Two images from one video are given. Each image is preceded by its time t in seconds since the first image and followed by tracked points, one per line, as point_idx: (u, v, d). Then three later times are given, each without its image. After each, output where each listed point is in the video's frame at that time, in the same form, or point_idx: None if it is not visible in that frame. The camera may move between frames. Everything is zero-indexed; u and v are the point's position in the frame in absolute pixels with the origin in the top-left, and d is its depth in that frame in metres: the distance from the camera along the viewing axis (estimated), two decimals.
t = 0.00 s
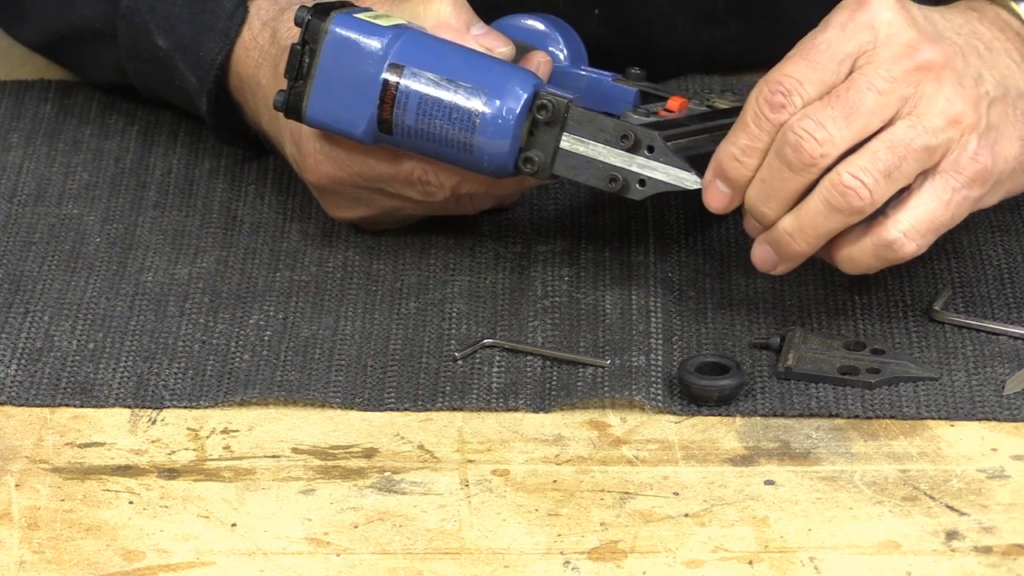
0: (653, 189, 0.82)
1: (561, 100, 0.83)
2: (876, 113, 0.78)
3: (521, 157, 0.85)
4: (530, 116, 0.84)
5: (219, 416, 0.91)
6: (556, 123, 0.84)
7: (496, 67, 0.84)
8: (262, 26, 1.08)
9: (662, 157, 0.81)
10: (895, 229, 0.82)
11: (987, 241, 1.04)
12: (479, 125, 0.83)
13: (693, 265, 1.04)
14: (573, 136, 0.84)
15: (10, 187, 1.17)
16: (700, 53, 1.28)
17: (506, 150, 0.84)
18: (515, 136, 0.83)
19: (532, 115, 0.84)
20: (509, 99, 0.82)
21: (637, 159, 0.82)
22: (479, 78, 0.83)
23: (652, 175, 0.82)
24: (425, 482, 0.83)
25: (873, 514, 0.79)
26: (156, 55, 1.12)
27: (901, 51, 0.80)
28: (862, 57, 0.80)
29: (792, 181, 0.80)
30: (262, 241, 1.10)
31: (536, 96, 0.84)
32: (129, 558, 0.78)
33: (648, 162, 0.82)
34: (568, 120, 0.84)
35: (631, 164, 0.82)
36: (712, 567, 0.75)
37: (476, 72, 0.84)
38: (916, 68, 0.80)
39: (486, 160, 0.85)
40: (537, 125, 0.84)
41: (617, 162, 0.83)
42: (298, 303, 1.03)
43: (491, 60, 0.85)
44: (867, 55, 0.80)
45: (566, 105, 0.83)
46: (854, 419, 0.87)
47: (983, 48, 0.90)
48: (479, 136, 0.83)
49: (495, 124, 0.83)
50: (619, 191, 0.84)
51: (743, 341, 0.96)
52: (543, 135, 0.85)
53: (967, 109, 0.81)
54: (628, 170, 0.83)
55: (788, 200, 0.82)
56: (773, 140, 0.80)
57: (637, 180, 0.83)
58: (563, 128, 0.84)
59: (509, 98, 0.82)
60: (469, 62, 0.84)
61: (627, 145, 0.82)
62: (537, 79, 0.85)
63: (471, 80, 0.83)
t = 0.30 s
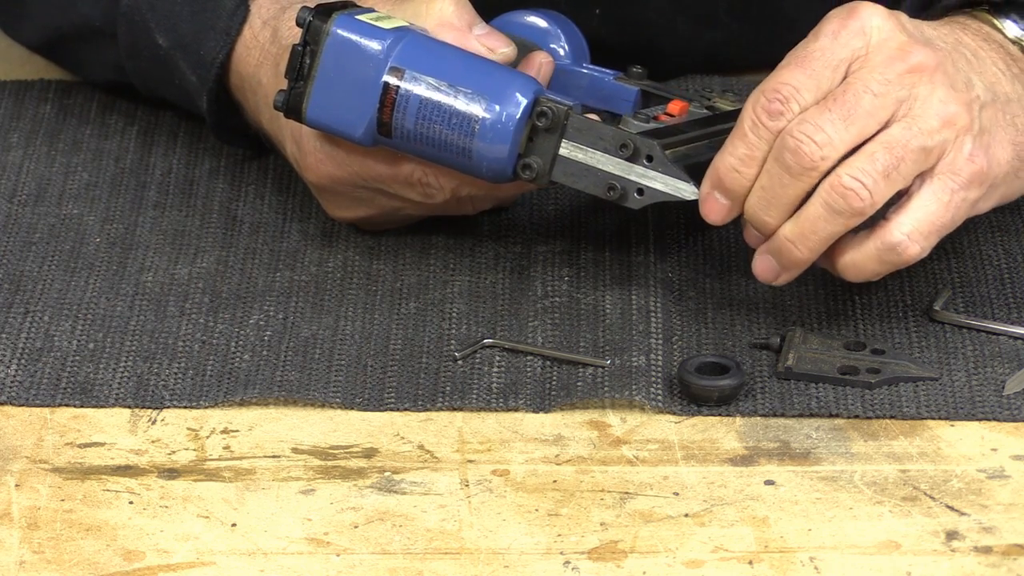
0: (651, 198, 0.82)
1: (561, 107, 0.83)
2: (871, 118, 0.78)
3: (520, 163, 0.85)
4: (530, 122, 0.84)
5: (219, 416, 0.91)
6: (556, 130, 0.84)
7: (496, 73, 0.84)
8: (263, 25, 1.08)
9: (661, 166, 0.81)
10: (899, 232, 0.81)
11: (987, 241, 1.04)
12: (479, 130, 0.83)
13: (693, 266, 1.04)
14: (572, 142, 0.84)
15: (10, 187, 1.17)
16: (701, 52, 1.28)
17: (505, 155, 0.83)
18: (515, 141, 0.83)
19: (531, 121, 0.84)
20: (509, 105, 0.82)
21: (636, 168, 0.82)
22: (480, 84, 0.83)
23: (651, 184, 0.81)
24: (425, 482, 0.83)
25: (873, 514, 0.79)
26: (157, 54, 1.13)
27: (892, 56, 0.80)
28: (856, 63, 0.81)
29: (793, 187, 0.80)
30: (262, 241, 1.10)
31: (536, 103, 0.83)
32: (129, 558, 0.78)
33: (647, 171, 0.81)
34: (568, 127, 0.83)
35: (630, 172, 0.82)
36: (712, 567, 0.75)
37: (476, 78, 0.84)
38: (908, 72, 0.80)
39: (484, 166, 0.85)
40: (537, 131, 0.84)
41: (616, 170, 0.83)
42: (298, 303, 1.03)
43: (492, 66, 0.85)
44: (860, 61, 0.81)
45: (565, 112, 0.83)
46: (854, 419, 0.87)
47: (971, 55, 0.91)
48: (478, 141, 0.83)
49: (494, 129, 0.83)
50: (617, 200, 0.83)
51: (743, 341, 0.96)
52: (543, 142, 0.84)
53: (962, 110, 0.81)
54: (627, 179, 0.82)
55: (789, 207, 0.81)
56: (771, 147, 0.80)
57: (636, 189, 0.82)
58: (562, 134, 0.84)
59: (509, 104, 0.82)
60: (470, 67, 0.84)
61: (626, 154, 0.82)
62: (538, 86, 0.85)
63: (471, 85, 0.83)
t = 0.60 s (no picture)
0: (653, 186, 0.82)
1: (562, 96, 0.83)
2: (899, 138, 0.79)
3: (522, 153, 0.85)
4: (531, 112, 0.84)
5: (219, 416, 0.91)
6: (557, 120, 0.84)
7: (497, 63, 0.84)
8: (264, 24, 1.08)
9: (663, 154, 0.81)
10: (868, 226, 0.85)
11: (987, 241, 1.04)
12: (480, 120, 0.83)
13: (693, 265, 1.04)
14: (573, 132, 0.84)
15: (10, 187, 1.17)
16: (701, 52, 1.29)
17: (507, 146, 0.83)
18: (516, 131, 0.83)
19: (532, 111, 0.84)
20: (510, 95, 0.82)
21: (638, 156, 0.82)
22: (480, 74, 0.83)
23: (653, 171, 0.81)
24: (425, 482, 0.83)
25: (873, 514, 0.79)
26: (157, 53, 1.13)
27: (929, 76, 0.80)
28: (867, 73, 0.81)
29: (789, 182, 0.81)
30: (262, 240, 1.10)
31: (537, 92, 0.84)
32: (129, 558, 0.78)
33: (648, 159, 0.82)
34: (569, 117, 0.84)
35: (631, 161, 0.82)
36: (712, 568, 0.75)
37: (477, 68, 0.84)
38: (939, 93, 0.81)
39: (486, 156, 0.85)
40: (538, 121, 0.84)
41: (618, 159, 0.83)
42: (298, 303, 1.03)
43: (492, 56, 0.85)
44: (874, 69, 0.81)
45: (566, 101, 0.83)
46: (854, 419, 0.87)
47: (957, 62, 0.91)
48: (479, 132, 0.83)
49: (496, 120, 0.83)
50: (619, 188, 0.83)
51: (743, 341, 0.96)
52: (544, 132, 0.85)
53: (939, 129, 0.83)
54: (629, 167, 0.82)
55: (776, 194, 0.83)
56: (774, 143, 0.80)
57: (637, 177, 0.82)
58: (563, 125, 0.84)
59: (510, 93, 0.82)
60: (470, 57, 0.84)
61: (628, 142, 0.82)
62: (537, 76, 0.85)
63: (471, 75, 0.83)
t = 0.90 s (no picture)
0: (652, 185, 0.82)
1: (561, 98, 0.83)
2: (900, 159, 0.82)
3: (522, 154, 0.85)
4: (531, 113, 0.84)
5: (219, 416, 0.91)
6: (557, 121, 0.84)
7: (496, 64, 0.84)
8: (261, 26, 1.08)
9: (662, 154, 0.81)
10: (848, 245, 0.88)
11: (987, 241, 1.04)
12: (480, 122, 0.83)
13: (693, 265, 1.04)
14: (573, 133, 0.84)
15: (10, 187, 1.17)
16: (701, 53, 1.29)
17: (506, 147, 0.83)
18: (516, 133, 0.83)
19: (532, 112, 0.84)
20: (509, 96, 0.82)
21: (637, 156, 0.82)
22: (479, 76, 0.83)
23: (652, 172, 0.81)
24: (425, 482, 0.83)
25: (873, 514, 0.79)
26: (155, 55, 1.13)
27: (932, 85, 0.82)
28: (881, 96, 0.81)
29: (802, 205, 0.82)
30: (262, 240, 1.10)
31: (536, 93, 0.84)
32: (129, 558, 0.78)
33: (648, 160, 0.81)
34: (568, 118, 0.84)
35: (632, 162, 0.82)
36: (712, 567, 0.75)
37: (476, 70, 0.84)
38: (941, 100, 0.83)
39: (486, 158, 0.85)
40: (538, 122, 0.84)
41: (617, 160, 0.83)
42: (298, 302, 1.03)
43: (491, 58, 0.85)
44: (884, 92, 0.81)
45: (566, 102, 0.83)
46: (854, 419, 0.87)
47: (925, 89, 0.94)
48: (479, 133, 0.83)
49: (495, 121, 0.83)
50: (618, 189, 0.83)
51: (743, 341, 0.96)
52: (543, 133, 0.84)
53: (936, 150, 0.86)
54: (628, 168, 0.82)
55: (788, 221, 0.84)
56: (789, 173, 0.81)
57: (637, 178, 0.82)
58: (563, 125, 0.84)
59: (509, 95, 0.82)
60: (470, 58, 0.84)
61: (628, 142, 0.82)
62: (537, 77, 0.85)
63: (471, 77, 0.83)
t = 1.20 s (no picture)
0: (659, 159, 0.83)
1: (564, 78, 0.84)
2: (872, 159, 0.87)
3: (527, 136, 0.85)
4: (534, 94, 0.84)
5: (219, 416, 0.91)
6: (560, 100, 0.84)
7: (498, 47, 0.84)
8: (260, 28, 1.08)
9: (667, 128, 0.83)
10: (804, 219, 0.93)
11: (987, 241, 1.04)
12: (484, 103, 0.83)
13: (694, 265, 1.04)
14: (578, 112, 0.84)
15: (10, 187, 1.17)
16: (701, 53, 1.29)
17: (512, 129, 0.84)
18: (520, 114, 0.83)
19: (535, 93, 0.84)
20: (512, 77, 0.83)
21: (643, 131, 0.83)
22: (481, 58, 0.84)
23: (659, 146, 0.82)
24: (425, 482, 0.83)
25: (873, 514, 0.79)
26: (154, 57, 1.12)
27: (921, 92, 0.86)
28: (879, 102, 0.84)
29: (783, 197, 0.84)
30: (262, 240, 1.10)
31: (538, 75, 0.84)
32: (129, 558, 0.78)
33: (655, 135, 0.83)
34: (571, 98, 0.84)
35: (639, 137, 0.83)
36: (713, 568, 0.75)
37: (478, 53, 0.84)
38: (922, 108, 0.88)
39: (491, 140, 0.85)
40: (541, 103, 0.84)
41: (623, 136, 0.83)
42: (298, 302, 1.03)
43: (492, 42, 0.85)
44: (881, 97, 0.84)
45: (569, 82, 0.84)
46: (854, 419, 0.87)
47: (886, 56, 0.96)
48: (483, 115, 0.83)
49: (499, 103, 0.83)
50: (624, 165, 0.84)
51: (743, 341, 0.96)
52: (547, 113, 0.85)
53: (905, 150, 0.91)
54: (635, 144, 0.83)
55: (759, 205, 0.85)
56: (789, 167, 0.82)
57: (644, 153, 0.83)
58: (566, 105, 0.84)
59: (513, 76, 0.83)
60: (471, 42, 0.85)
61: (633, 118, 0.83)
62: (537, 59, 0.85)
63: (473, 60, 0.83)
